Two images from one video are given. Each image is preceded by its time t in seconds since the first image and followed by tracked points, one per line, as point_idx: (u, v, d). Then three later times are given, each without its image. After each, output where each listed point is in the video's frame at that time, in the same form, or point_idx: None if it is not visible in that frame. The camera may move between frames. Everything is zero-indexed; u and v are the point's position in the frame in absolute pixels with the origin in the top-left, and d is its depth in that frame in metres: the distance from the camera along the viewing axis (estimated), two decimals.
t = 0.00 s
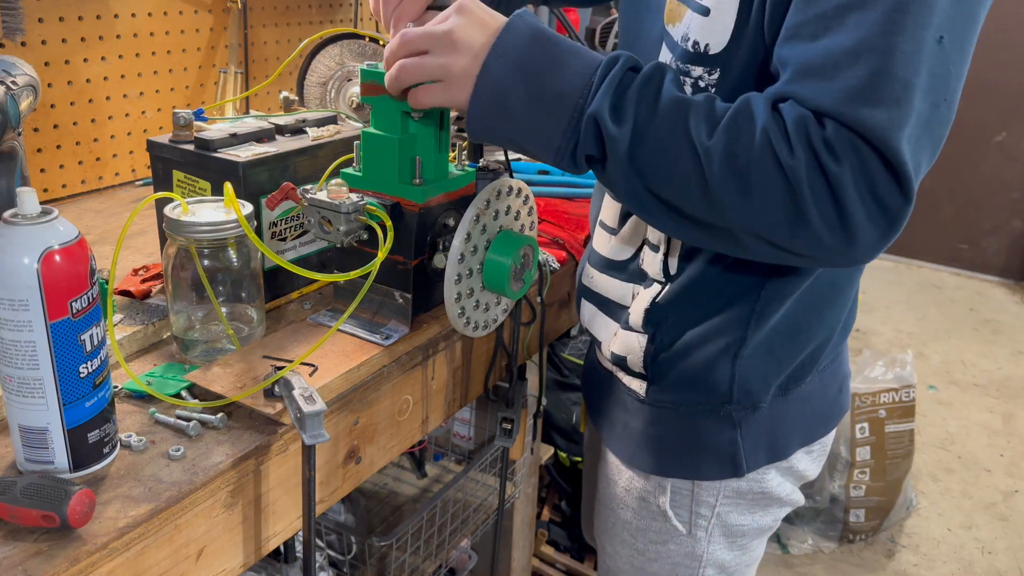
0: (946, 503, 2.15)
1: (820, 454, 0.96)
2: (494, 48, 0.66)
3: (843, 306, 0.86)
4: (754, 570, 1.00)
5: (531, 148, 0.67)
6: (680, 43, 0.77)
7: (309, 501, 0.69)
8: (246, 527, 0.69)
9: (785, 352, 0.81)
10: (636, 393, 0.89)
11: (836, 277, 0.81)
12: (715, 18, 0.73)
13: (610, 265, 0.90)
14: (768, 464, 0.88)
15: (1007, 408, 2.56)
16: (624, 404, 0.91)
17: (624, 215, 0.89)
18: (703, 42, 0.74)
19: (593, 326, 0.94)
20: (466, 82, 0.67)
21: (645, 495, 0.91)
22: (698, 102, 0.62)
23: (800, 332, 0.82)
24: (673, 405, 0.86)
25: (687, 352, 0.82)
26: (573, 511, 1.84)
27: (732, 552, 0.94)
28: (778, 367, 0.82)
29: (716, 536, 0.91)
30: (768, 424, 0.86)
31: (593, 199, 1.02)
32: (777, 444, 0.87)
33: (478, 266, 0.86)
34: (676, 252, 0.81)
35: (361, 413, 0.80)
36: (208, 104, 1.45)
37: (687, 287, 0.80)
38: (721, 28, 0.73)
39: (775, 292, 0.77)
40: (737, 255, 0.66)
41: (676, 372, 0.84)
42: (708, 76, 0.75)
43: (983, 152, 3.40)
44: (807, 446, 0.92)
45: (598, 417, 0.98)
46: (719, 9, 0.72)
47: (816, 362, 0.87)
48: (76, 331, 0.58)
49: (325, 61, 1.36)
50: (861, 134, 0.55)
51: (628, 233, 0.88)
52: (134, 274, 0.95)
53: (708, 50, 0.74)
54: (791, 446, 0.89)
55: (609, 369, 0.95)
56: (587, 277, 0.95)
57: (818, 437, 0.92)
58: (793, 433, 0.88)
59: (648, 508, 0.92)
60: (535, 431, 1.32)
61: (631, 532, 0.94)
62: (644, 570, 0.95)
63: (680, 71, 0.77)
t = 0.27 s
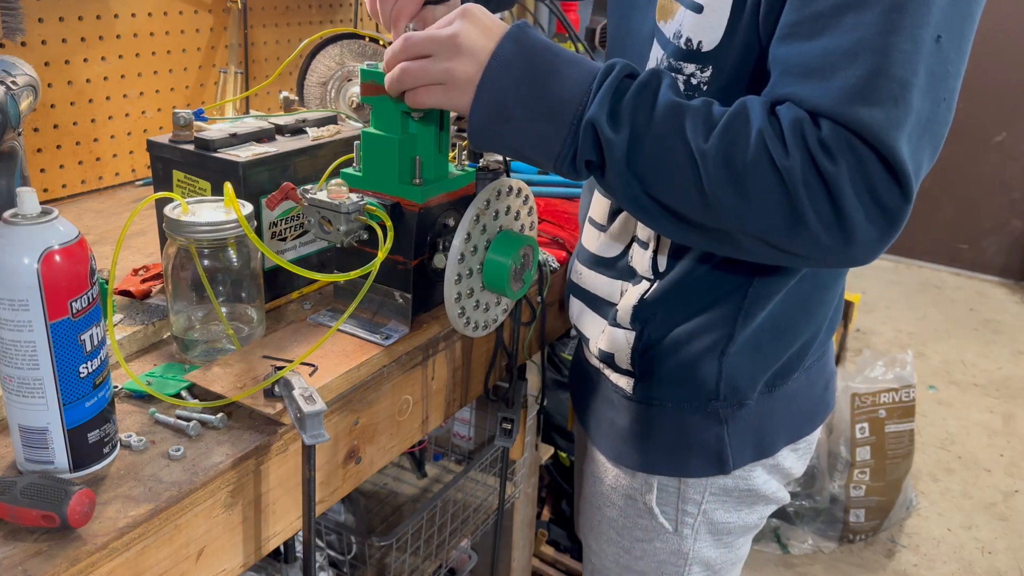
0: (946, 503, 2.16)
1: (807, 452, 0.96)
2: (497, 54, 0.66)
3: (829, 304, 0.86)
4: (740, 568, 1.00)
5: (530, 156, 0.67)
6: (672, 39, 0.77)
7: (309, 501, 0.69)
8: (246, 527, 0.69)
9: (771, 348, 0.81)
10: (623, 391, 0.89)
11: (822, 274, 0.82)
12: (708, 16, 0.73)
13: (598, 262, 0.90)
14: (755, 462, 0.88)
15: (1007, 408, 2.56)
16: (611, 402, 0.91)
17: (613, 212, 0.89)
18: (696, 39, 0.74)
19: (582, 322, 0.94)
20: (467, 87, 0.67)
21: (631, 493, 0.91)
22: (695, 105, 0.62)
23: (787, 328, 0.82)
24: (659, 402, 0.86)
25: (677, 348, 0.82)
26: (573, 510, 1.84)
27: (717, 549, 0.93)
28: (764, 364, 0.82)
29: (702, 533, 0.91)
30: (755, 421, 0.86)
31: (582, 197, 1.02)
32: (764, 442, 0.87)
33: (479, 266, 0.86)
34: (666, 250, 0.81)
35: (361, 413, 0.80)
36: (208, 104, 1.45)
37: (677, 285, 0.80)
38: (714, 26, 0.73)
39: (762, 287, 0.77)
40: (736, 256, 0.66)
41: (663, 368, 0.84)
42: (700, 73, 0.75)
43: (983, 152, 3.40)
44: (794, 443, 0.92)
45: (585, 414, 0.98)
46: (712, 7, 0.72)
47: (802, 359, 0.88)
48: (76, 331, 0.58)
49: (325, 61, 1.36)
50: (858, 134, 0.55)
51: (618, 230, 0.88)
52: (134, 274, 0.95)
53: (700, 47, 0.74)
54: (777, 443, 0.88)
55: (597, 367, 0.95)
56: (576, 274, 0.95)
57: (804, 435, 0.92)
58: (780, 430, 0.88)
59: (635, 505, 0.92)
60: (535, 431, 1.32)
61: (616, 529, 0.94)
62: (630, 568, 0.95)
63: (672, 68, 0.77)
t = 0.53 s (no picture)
0: (946, 503, 2.15)
1: (805, 453, 0.96)
2: (496, 59, 0.66)
3: (827, 305, 0.86)
4: (736, 569, 1.00)
5: (529, 161, 0.67)
6: (670, 40, 0.77)
7: (309, 501, 0.69)
8: (246, 527, 0.69)
9: (769, 349, 0.81)
10: (620, 390, 0.89)
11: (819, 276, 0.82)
12: (706, 16, 0.73)
13: (596, 262, 0.91)
14: (751, 463, 0.88)
15: (1007, 408, 2.56)
16: (608, 402, 0.91)
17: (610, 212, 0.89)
18: (694, 39, 0.74)
19: (579, 322, 0.94)
20: (467, 91, 0.67)
21: (628, 493, 0.91)
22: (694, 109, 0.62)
23: (784, 329, 0.82)
24: (656, 402, 0.86)
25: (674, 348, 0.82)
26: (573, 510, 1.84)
27: (714, 550, 0.93)
28: (761, 365, 0.82)
29: (699, 534, 0.91)
30: (752, 423, 0.86)
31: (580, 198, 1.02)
32: (760, 444, 0.87)
33: (479, 266, 0.86)
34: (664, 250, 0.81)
35: (361, 413, 0.80)
36: (208, 104, 1.45)
37: (675, 285, 0.80)
38: (713, 25, 0.73)
39: (760, 289, 0.77)
40: (735, 261, 0.66)
41: (661, 368, 0.84)
42: (698, 73, 0.75)
43: (983, 152, 3.40)
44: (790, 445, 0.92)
45: (583, 414, 0.98)
46: (711, 6, 0.73)
47: (800, 361, 0.87)
48: (75, 331, 0.58)
49: (325, 61, 1.36)
50: (857, 138, 0.55)
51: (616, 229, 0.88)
52: (134, 274, 0.95)
53: (699, 48, 0.74)
54: (774, 445, 0.88)
55: (594, 367, 0.95)
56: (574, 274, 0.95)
57: (800, 437, 0.92)
58: (776, 432, 0.88)
59: (631, 506, 0.92)
60: (534, 431, 1.32)
61: (613, 530, 0.94)
62: (626, 568, 0.95)
63: (670, 68, 0.77)
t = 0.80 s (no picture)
0: (946, 503, 2.15)
1: (814, 462, 0.95)
2: (509, 71, 0.66)
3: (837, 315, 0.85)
4: None
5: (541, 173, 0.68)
6: (679, 44, 0.77)
7: (309, 501, 0.69)
8: (246, 527, 0.69)
9: (776, 357, 0.81)
10: (625, 393, 0.89)
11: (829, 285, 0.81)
12: (712, 20, 0.73)
13: (607, 265, 0.91)
14: (757, 471, 0.88)
15: (1007, 408, 2.56)
16: (614, 406, 0.92)
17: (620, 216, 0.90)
18: (700, 44, 0.74)
19: (587, 325, 0.94)
20: (479, 101, 0.67)
21: (632, 498, 0.91)
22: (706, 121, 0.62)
23: (792, 338, 0.81)
24: (660, 407, 0.86)
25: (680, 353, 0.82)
26: (573, 511, 1.83)
27: (718, 557, 0.93)
28: (768, 373, 0.81)
29: (703, 541, 0.91)
30: (758, 430, 0.85)
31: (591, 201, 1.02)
32: (766, 452, 0.87)
33: (478, 266, 0.86)
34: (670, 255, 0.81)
35: (361, 413, 0.80)
36: (208, 104, 1.45)
37: (681, 290, 0.81)
38: (718, 29, 0.73)
39: (766, 296, 0.77)
40: (750, 272, 0.65)
41: (666, 373, 0.84)
42: (704, 78, 0.75)
43: (983, 152, 3.40)
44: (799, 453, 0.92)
45: (590, 419, 0.98)
46: (715, 10, 0.73)
47: (809, 368, 0.87)
48: (76, 331, 0.58)
49: (325, 61, 1.36)
50: (871, 149, 0.55)
51: (625, 233, 0.88)
52: (134, 274, 0.95)
53: (704, 52, 0.74)
54: (780, 454, 0.88)
55: (602, 370, 0.95)
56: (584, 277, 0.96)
57: (808, 446, 0.92)
58: (783, 440, 0.88)
59: (635, 510, 0.92)
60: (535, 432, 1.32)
61: (617, 534, 0.95)
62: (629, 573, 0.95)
63: (677, 73, 0.77)
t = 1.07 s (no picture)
0: (946, 503, 2.15)
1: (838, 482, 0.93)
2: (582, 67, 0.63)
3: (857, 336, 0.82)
4: None
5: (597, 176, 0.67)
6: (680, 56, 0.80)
7: (309, 501, 0.69)
8: (245, 527, 0.69)
9: (783, 379, 0.79)
10: (635, 402, 0.90)
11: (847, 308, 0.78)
12: (704, 33, 0.75)
13: (622, 272, 0.92)
14: (765, 490, 0.86)
15: (1007, 408, 2.56)
16: (625, 417, 0.92)
17: (633, 223, 0.90)
18: (694, 55, 0.76)
19: (603, 331, 0.96)
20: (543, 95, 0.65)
21: (642, 506, 0.93)
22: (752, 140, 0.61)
23: (803, 360, 0.79)
24: (665, 419, 0.86)
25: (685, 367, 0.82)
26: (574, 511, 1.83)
27: (732, 571, 0.93)
28: (773, 395, 0.79)
29: (713, 553, 0.91)
30: (767, 452, 0.83)
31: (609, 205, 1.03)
32: (776, 472, 0.85)
33: (478, 266, 0.86)
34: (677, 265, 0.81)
35: (361, 414, 0.79)
36: (208, 104, 1.45)
37: (687, 302, 0.81)
38: (710, 41, 0.74)
39: (769, 317, 0.76)
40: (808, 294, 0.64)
41: (670, 387, 0.84)
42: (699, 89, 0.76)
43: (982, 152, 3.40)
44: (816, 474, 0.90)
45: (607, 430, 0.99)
46: (708, 22, 0.74)
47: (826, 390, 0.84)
48: (76, 331, 0.58)
49: (324, 61, 1.37)
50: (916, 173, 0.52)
51: (635, 242, 0.89)
52: (134, 274, 0.95)
53: (697, 63, 0.76)
54: (792, 476, 0.86)
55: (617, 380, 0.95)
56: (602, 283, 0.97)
57: (826, 467, 0.89)
58: (795, 462, 0.85)
59: (646, 518, 0.93)
60: (535, 432, 1.32)
61: (629, 541, 0.96)
62: None
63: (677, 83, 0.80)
